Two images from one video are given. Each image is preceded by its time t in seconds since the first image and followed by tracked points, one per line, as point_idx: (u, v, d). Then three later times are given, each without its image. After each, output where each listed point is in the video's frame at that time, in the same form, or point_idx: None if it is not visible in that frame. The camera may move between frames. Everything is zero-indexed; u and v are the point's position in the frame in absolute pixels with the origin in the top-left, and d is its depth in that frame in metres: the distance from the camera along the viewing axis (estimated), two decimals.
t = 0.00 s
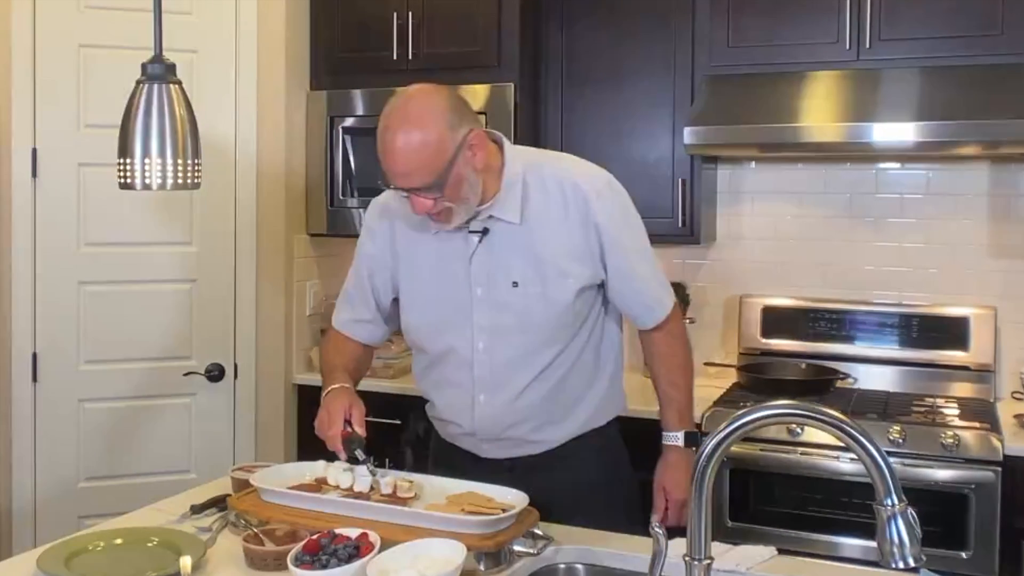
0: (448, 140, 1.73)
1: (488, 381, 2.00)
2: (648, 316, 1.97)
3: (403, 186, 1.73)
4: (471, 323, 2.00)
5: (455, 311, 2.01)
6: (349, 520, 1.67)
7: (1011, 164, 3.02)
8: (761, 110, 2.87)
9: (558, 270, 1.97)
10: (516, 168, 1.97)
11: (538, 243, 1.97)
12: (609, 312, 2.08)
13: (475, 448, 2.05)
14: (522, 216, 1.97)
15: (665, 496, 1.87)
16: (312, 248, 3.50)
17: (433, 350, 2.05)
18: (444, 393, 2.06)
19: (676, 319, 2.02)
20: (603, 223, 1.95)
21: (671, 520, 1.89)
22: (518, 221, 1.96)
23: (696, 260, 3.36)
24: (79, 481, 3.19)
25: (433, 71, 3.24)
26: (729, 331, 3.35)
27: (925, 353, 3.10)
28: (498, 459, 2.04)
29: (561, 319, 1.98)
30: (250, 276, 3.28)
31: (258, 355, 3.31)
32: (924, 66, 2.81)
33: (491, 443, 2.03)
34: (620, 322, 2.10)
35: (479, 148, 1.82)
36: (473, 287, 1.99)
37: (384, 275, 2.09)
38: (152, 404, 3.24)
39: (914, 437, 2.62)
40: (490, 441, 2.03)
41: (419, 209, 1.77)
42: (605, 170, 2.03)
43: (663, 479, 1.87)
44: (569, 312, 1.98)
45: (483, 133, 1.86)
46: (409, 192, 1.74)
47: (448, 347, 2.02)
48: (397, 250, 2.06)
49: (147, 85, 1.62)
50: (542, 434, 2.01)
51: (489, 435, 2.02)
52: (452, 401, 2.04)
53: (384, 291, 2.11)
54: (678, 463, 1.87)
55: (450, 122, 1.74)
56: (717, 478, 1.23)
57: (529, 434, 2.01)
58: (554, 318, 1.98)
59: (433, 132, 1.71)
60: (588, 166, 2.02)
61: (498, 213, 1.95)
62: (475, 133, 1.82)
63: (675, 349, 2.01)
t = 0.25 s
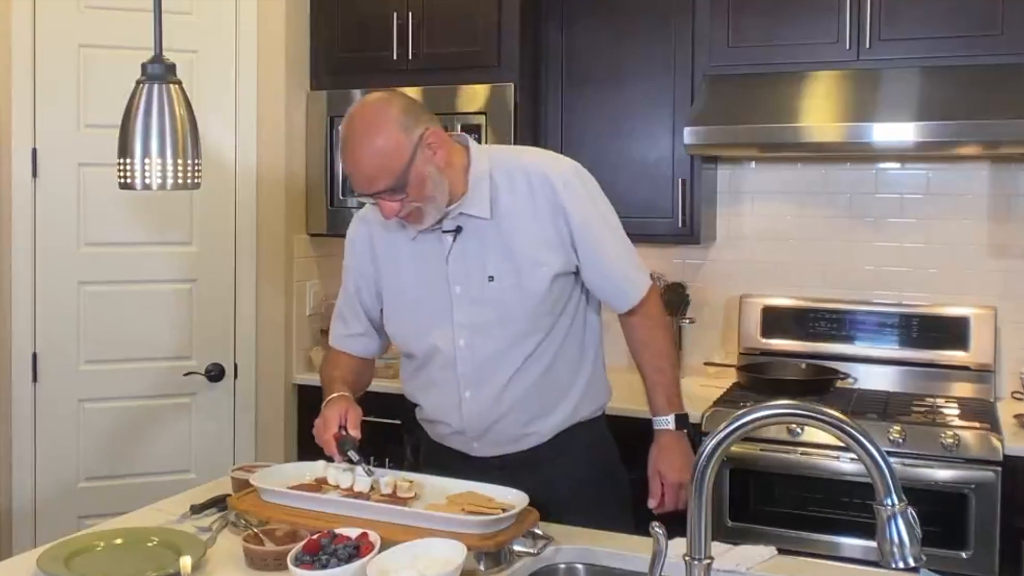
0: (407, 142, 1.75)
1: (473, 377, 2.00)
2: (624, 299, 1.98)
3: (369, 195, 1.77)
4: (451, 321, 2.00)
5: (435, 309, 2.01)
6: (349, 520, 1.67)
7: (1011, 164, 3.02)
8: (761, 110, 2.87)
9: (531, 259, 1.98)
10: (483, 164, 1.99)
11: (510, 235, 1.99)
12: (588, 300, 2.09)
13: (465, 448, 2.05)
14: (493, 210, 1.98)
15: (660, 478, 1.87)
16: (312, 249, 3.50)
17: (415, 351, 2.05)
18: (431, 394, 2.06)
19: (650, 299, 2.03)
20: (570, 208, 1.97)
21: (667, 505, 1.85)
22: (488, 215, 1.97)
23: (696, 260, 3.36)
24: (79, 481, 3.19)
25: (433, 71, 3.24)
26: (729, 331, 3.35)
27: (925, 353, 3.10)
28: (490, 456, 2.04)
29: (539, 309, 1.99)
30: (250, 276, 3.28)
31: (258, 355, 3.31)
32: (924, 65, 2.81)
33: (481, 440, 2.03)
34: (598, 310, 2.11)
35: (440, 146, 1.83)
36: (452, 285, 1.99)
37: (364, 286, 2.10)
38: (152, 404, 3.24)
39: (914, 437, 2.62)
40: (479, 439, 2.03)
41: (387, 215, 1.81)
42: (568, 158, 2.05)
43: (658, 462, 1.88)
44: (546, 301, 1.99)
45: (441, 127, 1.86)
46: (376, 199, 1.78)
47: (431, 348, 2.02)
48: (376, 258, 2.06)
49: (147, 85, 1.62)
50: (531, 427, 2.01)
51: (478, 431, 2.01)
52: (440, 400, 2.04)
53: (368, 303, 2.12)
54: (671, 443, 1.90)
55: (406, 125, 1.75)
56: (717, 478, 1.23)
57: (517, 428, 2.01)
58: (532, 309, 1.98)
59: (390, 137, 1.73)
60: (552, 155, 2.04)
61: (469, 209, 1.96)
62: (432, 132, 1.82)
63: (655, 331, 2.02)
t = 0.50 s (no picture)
0: (378, 146, 1.76)
1: (461, 374, 2.00)
2: (607, 289, 1.98)
3: (347, 203, 1.79)
4: (437, 319, 2.00)
5: (422, 308, 2.02)
6: (349, 520, 1.67)
7: (1011, 164, 3.02)
8: (761, 110, 2.87)
9: (513, 254, 1.99)
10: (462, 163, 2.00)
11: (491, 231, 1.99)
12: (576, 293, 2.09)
13: (458, 446, 2.05)
14: (473, 207, 1.99)
15: (648, 466, 1.88)
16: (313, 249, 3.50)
17: (404, 352, 2.05)
18: (422, 394, 2.06)
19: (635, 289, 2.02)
20: (549, 201, 1.98)
21: (655, 492, 1.87)
22: (469, 213, 1.98)
23: (696, 260, 3.36)
24: (79, 481, 3.19)
25: (433, 71, 3.24)
26: (729, 331, 3.35)
27: (925, 353, 3.10)
28: (485, 453, 2.04)
29: (523, 304, 1.99)
30: (250, 276, 3.28)
31: (258, 355, 3.31)
32: (924, 65, 2.81)
33: (473, 438, 2.03)
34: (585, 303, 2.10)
35: (413, 147, 1.84)
36: (437, 285, 2.00)
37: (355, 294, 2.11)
38: (151, 404, 3.24)
39: (914, 437, 2.62)
40: (471, 436, 2.03)
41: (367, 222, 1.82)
42: (545, 152, 2.05)
43: (646, 450, 1.90)
44: (531, 295, 1.99)
45: (413, 129, 1.87)
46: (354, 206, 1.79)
47: (419, 348, 2.02)
48: (363, 263, 2.07)
49: (147, 85, 1.62)
50: (523, 422, 2.01)
51: (470, 427, 2.01)
52: (432, 399, 2.05)
53: (361, 309, 2.13)
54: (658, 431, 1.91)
55: (376, 130, 1.77)
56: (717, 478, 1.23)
57: (508, 423, 2.01)
58: (516, 303, 1.98)
59: (361, 144, 1.74)
60: (530, 151, 2.05)
61: (449, 208, 1.97)
62: (404, 134, 1.83)
63: (641, 320, 2.02)
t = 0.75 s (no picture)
0: (368, 147, 1.77)
1: (458, 372, 2.00)
2: (599, 284, 1.98)
3: (340, 207, 1.79)
4: (432, 318, 2.00)
5: (417, 308, 2.02)
6: (349, 520, 1.67)
7: (1011, 164, 3.02)
8: (761, 110, 2.87)
9: (506, 250, 1.98)
10: (453, 163, 2.00)
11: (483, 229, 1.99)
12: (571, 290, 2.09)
13: (457, 445, 2.05)
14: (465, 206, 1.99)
15: (637, 461, 1.86)
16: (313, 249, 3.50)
17: (401, 351, 2.05)
18: (420, 394, 2.06)
19: (627, 285, 2.01)
20: (539, 197, 1.98)
21: (645, 487, 1.84)
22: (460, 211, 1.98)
23: (695, 260, 3.36)
24: (79, 481, 3.19)
25: (434, 71, 3.24)
26: (729, 331, 3.35)
27: (925, 353, 3.10)
28: (485, 450, 2.04)
29: (517, 301, 1.99)
30: (251, 277, 3.28)
31: (259, 356, 3.31)
32: (925, 65, 2.81)
33: (472, 436, 2.03)
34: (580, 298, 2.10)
35: (402, 147, 1.84)
36: (431, 285, 2.00)
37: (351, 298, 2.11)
38: (151, 404, 3.24)
39: (914, 437, 2.62)
40: (470, 434, 2.03)
41: (361, 224, 1.83)
42: (535, 149, 2.05)
43: (635, 445, 1.88)
44: (524, 292, 1.99)
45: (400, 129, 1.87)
46: (348, 209, 1.80)
47: (415, 347, 2.03)
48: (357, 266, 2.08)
49: (147, 85, 1.62)
50: (521, 418, 2.01)
51: (469, 424, 2.01)
52: (430, 398, 2.05)
53: (359, 312, 2.13)
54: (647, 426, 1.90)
55: (365, 132, 1.77)
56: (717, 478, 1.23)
57: (506, 421, 2.01)
58: (510, 300, 1.98)
59: (351, 147, 1.75)
60: (520, 148, 2.05)
61: (441, 207, 1.97)
62: (392, 135, 1.83)
63: (632, 313, 2.01)
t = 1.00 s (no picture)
0: (375, 146, 1.78)
1: (466, 370, 2.00)
2: (607, 283, 1.98)
3: (348, 207, 1.81)
4: (441, 317, 2.01)
5: (426, 308, 2.03)
6: (349, 520, 1.67)
7: (1011, 164, 3.02)
8: (761, 109, 2.87)
9: (513, 249, 1.99)
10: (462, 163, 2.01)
11: (491, 228, 2.00)
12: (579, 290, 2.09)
13: (466, 444, 2.05)
14: (473, 205, 2.00)
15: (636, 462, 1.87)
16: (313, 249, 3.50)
17: (410, 351, 2.06)
18: (429, 393, 2.06)
19: (634, 284, 2.01)
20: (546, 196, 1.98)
21: (643, 488, 1.87)
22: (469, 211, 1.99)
23: (695, 260, 3.36)
24: (79, 481, 3.19)
25: (434, 71, 3.24)
26: (729, 331, 3.35)
27: (925, 353, 3.10)
28: (494, 449, 2.03)
29: (525, 300, 1.99)
30: (250, 277, 3.28)
31: (259, 356, 3.31)
32: (925, 65, 2.80)
33: (480, 435, 2.03)
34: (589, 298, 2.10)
35: (409, 147, 1.85)
36: (440, 284, 2.00)
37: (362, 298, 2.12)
38: (151, 404, 3.24)
39: (914, 437, 2.62)
40: (478, 433, 2.03)
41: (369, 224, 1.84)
42: (543, 148, 2.06)
43: (635, 445, 1.88)
44: (532, 291, 1.99)
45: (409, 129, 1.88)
46: (356, 209, 1.81)
47: (424, 347, 2.03)
48: (367, 266, 2.08)
49: (147, 85, 1.62)
50: (530, 417, 2.00)
51: (477, 423, 2.01)
52: (439, 397, 2.05)
53: (369, 313, 2.14)
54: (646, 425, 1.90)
55: (372, 132, 1.78)
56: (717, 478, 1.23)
57: (514, 420, 2.00)
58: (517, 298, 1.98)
59: (358, 146, 1.76)
60: (528, 148, 2.06)
61: (448, 206, 1.98)
62: (400, 135, 1.84)
63: (639, 318, 2.00)
